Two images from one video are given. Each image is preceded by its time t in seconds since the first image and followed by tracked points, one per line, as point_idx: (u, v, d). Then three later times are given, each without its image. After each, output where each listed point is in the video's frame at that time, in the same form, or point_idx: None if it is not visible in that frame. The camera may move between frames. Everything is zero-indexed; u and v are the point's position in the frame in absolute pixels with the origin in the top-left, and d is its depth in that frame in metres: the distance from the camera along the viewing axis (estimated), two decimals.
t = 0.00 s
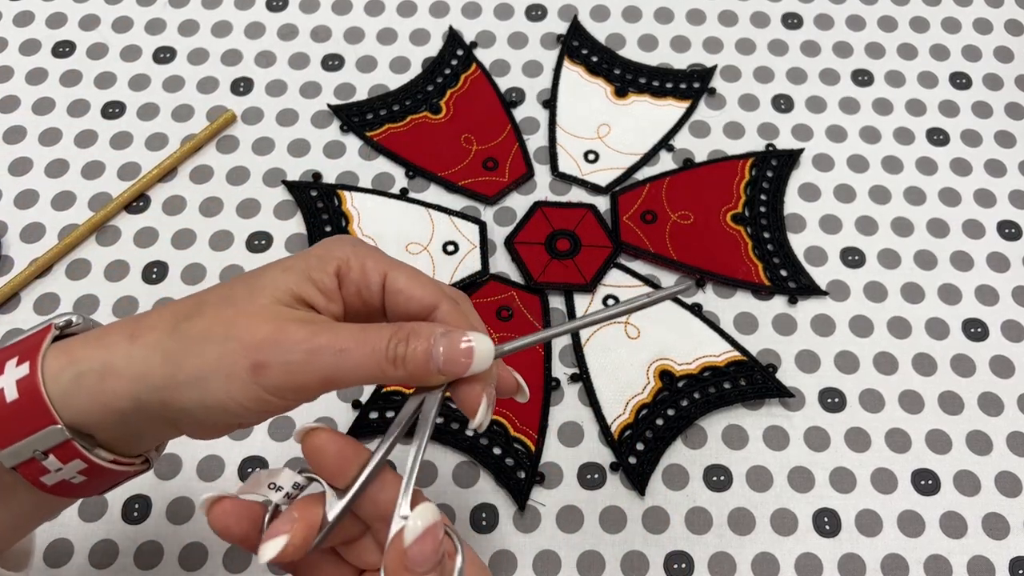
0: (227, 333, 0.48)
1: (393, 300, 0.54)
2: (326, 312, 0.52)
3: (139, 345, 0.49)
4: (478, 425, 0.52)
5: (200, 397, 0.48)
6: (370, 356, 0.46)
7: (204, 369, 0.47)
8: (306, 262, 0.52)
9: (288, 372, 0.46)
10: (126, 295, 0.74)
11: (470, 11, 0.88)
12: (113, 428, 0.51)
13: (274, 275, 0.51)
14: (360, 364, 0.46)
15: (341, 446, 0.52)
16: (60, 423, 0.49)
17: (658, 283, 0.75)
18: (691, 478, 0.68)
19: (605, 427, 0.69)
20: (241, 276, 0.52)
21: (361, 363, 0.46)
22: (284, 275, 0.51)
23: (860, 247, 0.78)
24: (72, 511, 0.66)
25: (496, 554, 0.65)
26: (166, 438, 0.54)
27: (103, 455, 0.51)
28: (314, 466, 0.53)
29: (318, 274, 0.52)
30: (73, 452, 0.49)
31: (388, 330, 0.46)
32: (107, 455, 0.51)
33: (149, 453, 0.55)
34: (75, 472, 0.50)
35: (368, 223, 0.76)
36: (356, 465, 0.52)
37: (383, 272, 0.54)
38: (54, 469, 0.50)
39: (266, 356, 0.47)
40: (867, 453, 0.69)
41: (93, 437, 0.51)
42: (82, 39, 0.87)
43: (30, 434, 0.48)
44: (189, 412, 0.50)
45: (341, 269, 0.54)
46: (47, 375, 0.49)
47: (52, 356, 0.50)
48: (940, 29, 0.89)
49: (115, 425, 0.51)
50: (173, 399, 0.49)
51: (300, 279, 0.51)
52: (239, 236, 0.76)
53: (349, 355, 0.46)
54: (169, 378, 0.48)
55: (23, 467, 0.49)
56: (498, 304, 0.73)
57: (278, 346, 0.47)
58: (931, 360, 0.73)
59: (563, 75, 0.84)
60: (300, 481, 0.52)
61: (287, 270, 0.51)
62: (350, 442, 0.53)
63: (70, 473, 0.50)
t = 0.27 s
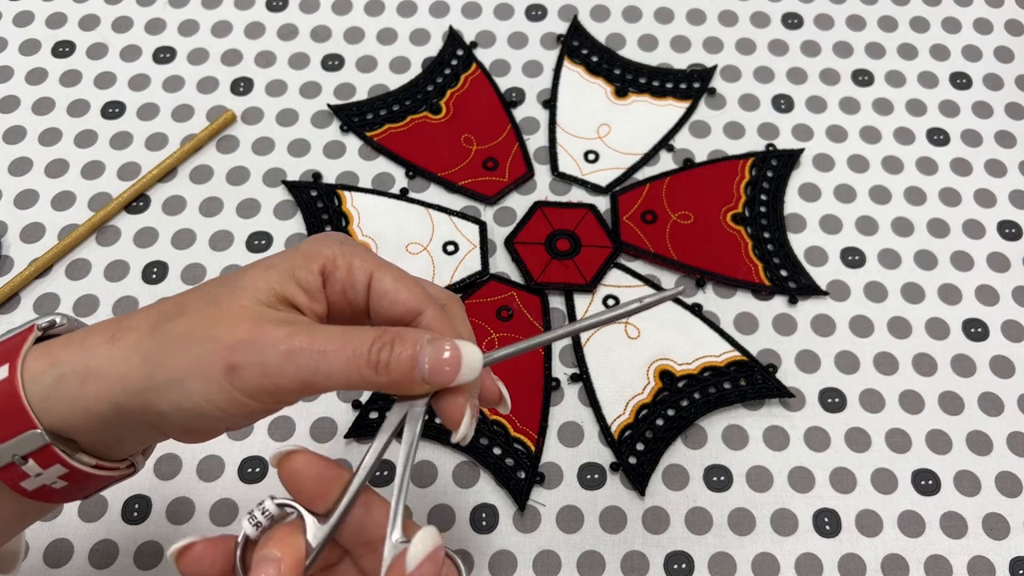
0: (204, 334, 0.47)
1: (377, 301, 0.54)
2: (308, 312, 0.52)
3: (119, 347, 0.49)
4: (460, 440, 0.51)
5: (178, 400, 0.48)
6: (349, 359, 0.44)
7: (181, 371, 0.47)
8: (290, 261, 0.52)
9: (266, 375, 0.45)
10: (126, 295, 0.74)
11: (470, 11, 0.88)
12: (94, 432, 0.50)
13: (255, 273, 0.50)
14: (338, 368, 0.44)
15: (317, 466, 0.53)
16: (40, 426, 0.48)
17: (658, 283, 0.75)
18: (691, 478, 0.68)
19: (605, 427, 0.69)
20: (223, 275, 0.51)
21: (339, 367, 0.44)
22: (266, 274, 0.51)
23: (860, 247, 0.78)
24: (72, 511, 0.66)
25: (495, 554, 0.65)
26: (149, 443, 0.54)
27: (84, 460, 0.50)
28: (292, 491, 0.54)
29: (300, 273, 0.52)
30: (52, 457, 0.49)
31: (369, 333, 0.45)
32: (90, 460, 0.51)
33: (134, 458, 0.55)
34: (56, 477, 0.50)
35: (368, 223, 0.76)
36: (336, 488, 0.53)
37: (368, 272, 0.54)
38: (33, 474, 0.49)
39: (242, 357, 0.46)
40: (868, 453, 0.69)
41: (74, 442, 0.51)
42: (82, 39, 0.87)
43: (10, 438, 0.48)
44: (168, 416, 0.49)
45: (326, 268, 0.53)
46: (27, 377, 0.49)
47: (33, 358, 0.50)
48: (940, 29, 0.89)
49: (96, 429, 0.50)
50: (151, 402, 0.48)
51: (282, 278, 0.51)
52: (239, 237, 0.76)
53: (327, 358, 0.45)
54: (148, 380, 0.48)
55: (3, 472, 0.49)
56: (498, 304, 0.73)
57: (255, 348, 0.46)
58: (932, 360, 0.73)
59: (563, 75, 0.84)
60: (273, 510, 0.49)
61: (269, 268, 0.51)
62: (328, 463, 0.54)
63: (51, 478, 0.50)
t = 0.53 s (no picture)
0: (199, 331, 0.47)
1: (373, 295, 0.54)
2: (303, 307, 0.52)
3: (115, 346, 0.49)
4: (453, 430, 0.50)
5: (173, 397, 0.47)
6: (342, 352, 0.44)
7: (176, 367, 0.47)
8: (284, 257, 0.52)
9: (260, 369, 0.45)
10: (126, 295, 0.74)
11: (470, 11, 0.88)
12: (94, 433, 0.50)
13: (250, 270, 0.50)
14: (331, 361, 0.44)
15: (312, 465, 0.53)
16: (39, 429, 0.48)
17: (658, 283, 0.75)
18: (692, 479, 0.68)
19: (605, 427, 0.69)
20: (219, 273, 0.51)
21: (333, 361, 0.44)
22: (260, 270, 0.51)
23: (860, 247, 0.78)
24: (71, 511, 0.65)
25: (495, 554, 0.64)
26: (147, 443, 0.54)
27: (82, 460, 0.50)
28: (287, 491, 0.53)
29: (295, 269, 0.52)
30: (49, 458, 0.49)
31: (362, 325, 0.45)
32: (88, 461, 0.51)
33: (134, 458, 0.55)
34: (53, 478, 0.50)
35: (367, 223, 0.76)
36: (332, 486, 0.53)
37: (362, 266, 0.54)
38: (30, 476, 0.49)
39: (235, 353, 0.45)
40: (868, 453, 0.69)
41: (72, 443, 0.51)
42: (82, 38, 0.87)
43: (7, 439, 0.48)
44: (165, 414, 0.49)
45: (320, 263, 0.53)
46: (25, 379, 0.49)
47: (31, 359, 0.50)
48: (941, 29, 0.89)
49: (93, 429, 0.50)
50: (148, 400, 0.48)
51: (277, 274, 0.51)
52: (239, 237, 0.76)
53: (320, 351, 0.44)
54: (144, 378, 0.48)
55: None
56: (498, 304, 0.73)
57: (248, 342, 0.45)
58: (932, 361, 0.73)
59: (563, 75, 0.84)
60: (263, 511, 0.48)
61: (263, 265, 0.51)
62: (323, 461, 0.54)
63: (48, 480, 0.50)
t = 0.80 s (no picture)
0: (195, 334, 0.47)
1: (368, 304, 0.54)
2: (299, 313, 0.52)
3: (109, 344, 0.49)
4: (444, 444, 0.51)
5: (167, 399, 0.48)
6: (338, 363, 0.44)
7: (171, 370, 0.47)
8: (281, 263, 0.52)
9: (256, 376, 0.45)
10: (126, 295, 0.73)
11: (470, 11, 0.88)
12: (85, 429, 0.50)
13: (247, 274, 0.50)
14: (327, 370, 0.44)
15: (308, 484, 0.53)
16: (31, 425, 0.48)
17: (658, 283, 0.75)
18: (692, 479, 0.68)
19: (605, 427, 0.69)
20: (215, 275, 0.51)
21: (329, 370, 0.44)
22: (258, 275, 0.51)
23: (860, 247, 0.78)
24: (71, 511, 0.65)
25: (495, 554, 0.64)
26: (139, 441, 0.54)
27: (76, 458, 0.50)
28: (284, 511, 0.53)
29: (292, 275, 0.52)
30: (44, 455, 0.48)
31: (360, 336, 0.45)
32: (82, 456, 0.51)
33: (126, 454, 0.55)
34: (48, 474, 0.50)
35: (367, 223, 0.76)
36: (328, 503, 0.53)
37: (359, 275, 0.54)
38: (25, 472, 0.49)
39: (232, 358, 0.46)
40: (868, 453, 0.69)
41: (65, 441, 0.50)
42: (82, 38, 0.87)
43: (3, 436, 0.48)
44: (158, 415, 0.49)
45: (317, 269, 0.54)
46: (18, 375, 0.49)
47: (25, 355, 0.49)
48: (941, 29, 0.89)
49: (87, 426, 0.50)
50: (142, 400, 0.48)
51: (273, 280, 0.51)
52: (239, 236, 0.76)
53: (316, 362, 0.44)
54: (139, 379, 0.48)
55: None
56: (498, 304, 0.73)
57: (245, 349, 0.46)
58: (932, 361, 0.73)
59: (563, 75, 0.84)
60: (261, 531, 0.48)
61: (261, 269, 0.51)
62: (318, 480, 0.54)
63: (43, 475, 0.49)
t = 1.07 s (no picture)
0: (168, 265, 0.48)
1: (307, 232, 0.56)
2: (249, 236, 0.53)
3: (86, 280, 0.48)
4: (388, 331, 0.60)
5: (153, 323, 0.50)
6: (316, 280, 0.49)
7: (156, 297, 0.48)
8: (224, 194, 0.52)
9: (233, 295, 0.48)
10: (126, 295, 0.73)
11: (470, 11, 0.88)
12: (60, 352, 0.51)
13: (206, 205, 0.51)
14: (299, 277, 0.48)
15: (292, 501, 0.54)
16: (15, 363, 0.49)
17: (658, 283, 0.75)
18: (692, 479, 0.68)
19: (605, 427, 0.69)
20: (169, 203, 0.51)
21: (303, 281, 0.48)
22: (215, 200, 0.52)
23: (860, 247, 0.78)
24: (71, 511, 0.65)
25: (495, 554, 0.65)
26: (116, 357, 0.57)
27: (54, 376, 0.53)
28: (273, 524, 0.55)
29: (245, 202, 0.53)
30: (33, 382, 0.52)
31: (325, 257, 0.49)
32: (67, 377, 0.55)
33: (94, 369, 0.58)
34: (37, 398, 0.54)
35: (367, 223, 0.76)
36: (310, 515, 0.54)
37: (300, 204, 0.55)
38: (17, 401, 0.53)
39: (210, 283, 0.48)
40: (868, 453, 0.69)
41: (42, 367, 0.52)
42: (82, 39, 0.87)
43: None
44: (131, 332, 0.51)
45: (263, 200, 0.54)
46: None
47: None
48: (941, 29, 0.89)
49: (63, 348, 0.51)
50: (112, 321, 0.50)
51: (223, 210, 0.51)
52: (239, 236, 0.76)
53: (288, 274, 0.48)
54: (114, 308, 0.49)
55: None
56: (498, 304, 0.73)
57: (235, 272, 0.48)
58: (932, 361, 0.73)
59: (563, 75, 0.84)
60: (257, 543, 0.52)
61: (217, 201, 0.52)
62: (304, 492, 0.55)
63: (33, 401, 0.54)
